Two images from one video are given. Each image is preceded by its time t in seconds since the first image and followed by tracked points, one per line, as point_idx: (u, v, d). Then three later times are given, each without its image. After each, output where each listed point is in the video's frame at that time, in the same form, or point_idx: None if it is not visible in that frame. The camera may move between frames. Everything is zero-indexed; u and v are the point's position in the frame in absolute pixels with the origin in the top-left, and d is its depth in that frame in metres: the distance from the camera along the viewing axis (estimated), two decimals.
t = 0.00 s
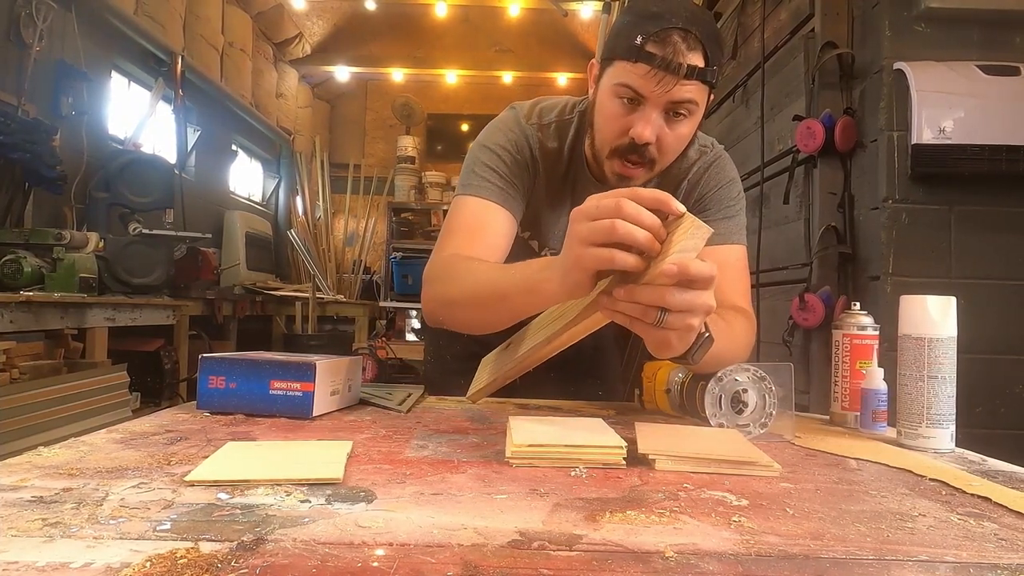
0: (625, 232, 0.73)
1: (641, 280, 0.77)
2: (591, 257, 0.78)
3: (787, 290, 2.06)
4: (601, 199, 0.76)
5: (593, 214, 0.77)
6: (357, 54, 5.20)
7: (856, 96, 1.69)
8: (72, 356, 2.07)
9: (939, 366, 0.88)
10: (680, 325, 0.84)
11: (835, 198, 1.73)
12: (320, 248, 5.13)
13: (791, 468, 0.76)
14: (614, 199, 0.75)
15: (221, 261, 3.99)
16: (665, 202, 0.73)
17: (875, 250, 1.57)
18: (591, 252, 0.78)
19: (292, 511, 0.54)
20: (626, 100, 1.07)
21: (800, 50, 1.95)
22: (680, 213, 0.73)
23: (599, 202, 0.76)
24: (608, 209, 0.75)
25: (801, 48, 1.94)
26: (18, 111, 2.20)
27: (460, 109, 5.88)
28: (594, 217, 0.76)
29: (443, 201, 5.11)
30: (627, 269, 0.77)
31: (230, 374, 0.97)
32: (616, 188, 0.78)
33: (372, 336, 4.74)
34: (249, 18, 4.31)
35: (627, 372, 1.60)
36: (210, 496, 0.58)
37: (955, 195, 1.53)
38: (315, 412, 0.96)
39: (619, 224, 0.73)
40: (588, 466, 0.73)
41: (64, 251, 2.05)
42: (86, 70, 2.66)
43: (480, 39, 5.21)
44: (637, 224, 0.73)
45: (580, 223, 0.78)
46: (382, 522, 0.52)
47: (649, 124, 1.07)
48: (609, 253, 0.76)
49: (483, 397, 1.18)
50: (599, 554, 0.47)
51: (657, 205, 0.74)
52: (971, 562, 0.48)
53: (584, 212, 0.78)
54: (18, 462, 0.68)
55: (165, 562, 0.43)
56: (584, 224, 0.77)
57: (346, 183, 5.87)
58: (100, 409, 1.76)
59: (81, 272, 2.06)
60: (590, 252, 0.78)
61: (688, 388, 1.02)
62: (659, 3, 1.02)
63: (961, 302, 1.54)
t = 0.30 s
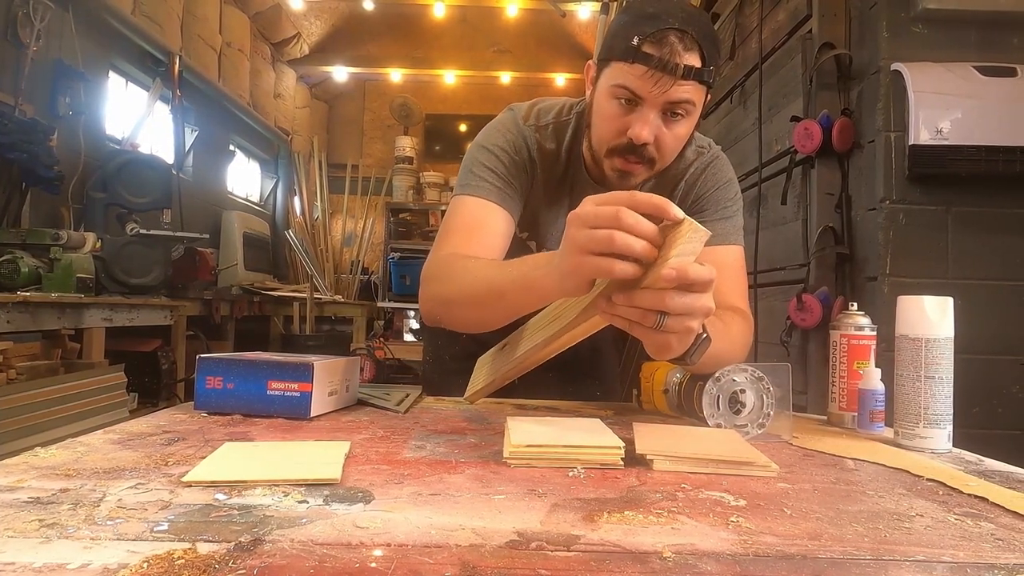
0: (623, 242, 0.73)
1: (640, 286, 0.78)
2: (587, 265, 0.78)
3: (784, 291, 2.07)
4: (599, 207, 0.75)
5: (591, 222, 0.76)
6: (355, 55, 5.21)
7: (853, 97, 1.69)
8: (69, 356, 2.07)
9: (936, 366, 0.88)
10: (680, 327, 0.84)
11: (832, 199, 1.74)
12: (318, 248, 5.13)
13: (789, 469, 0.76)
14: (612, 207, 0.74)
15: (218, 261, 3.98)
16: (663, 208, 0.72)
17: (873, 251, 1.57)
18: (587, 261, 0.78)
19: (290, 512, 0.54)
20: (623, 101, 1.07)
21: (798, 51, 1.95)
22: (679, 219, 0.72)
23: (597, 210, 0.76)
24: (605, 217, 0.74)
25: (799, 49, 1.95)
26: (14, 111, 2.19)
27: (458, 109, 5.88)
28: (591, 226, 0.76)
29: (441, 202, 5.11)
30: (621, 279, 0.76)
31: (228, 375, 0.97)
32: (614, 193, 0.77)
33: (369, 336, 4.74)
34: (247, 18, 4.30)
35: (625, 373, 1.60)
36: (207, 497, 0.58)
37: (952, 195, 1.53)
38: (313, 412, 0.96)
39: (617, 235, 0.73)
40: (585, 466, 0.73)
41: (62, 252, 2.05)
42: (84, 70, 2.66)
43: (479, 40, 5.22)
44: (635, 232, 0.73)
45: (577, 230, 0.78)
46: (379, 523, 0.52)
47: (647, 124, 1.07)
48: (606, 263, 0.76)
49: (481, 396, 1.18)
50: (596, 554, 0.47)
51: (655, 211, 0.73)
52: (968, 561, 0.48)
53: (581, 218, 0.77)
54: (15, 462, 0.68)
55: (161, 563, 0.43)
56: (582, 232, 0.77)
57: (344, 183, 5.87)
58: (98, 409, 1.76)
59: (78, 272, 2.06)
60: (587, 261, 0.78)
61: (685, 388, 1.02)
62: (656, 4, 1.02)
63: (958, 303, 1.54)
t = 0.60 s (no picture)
0: (626, 262, 0.73)
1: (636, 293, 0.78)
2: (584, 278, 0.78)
3: (782, 291, 2.07)
4: (600, 223, 0.73)
5: (591, 235, 0.75)
6: (353, 55, 5.23)
7: (852, 97, 1.69)
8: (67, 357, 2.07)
9: (934, 367, 0.88)
10: (678, 331, 0.85)
11: (830, 199, 1.74)
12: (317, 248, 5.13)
13: (788, 469, 0.77)
14: (615, 224, 0.73)
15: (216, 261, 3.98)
16: (665, 224, 0.69)
17: (871, 251, 1.58)
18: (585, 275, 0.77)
19: (288, 512, 0.54)
20: (625, 103, 1.07)
21: (796, 51, 1.96)
22: (683, 234, 0.69)
23: (599, 225, 0.74)
24: (607, 236, 0.73)
25: (798, 49, 1.95)
26: (12, 111, 2.19)
27: (457, 109, 5.89)
28: (593, 241, 0.74)
29: (440, 202, 5.11)
30: (620, 293, 0.76)
31: (226, 375, 0.97)
32: (615, 204, 0.74)
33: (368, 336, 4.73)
34: (246, 18, 4.29)
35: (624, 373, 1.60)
36: (206, 497, 0.58)
37: (950, 196, 1.54)
38: (311, 412, 0.95)
39: (620, 256, 0.73)
40: (584, 466, 0.73)
41: (59, 252, 2.04)
42: (82, 70, 2.65)
43: (477, 40, 5.22)
44: (636, 247, 0.73)
45: (576, 243, 0.76)
46: (378, 523, 0.52)
47: (648, 126, 1.07)
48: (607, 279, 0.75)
49: (480, 397, 1.19)
50: (595, 554, 0.47)
51: (658, 227, 0.70)
52: (966, 561, 0.48)
53: (581, 230, 0.75)
54: (12, 463, 0.68)
55: (160, 563, 0.43)
56: (581, 247, 0.76)
57: (342, 183, 5.87)
58: (96, 409, 1.75)
59: (76, 273, 2.05)
60: (586, 274, 0.77)
61: (684, 389, 1.02)
62: (657, 5, 1.03)
63: (956, 303, 1.55)
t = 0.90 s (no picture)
0: (625, 260, 0.74)
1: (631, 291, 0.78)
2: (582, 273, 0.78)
3: (781, 291, 2.07)
4: (602, 219, 0.73)
5: (592, 233, 0.74)
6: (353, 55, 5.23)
7: (851, 97, 1.69)
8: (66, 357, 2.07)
9: (933, 366, 0.88)
10: (670, 333, 0.85)
11: (830, 199, 1.74)
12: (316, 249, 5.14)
13: (787, 469, 0.77)
14: (616, 221, 0.72)
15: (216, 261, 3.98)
16: (666, 222, 0.69)
17: (870, 251, 1.58)
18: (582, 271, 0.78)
19: (288, 512, 0.54)
20: (621, 101, 1.07)
21: (795, 52, 1.95)
22: (684, 232, 0.68)
23: (601, 222, 0.73)
24: (608, 233, 0.73)
25: (797, 50, 1.95)
26: (12, 111, 2.19)
27: (456, 109, 5.89)
28: (594, 238, 0.74)
29: (439, 202, 5.12)
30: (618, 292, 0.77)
31: (225, 375, 0.97)
32: (618, 202, 0.74)
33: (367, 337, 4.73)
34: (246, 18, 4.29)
35: (623, 373, 1.60)
36: (205, 497, 0.58)
37: (948, 196, 1.54)
38: (311, 412, 0.96)
39: (620, 253, 0.73)
40: (583, 466, 0.73)
41: (59, 252, 2.04)
42: (81, 69, 2.65)
43: (477, 40, 5.23)
44: (636, 246, 0.73)
45: (578, 240, 0.76)
46: (378, 523, 0.52)
47: (644, 124, 1.07)
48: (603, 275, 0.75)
49: (479, 397, 1.18)
50: (595, 554, 0.47)
51: (660, 225, 0.70)
52: (965, 561, 0.48)
53: (583, 226, 0.75)
54: (11, 463, 0.68)
55: (159, 563, 0.43)
56: (583, 243, 0.75)
57: (342, 183, 5.87)
58: (96, 409, 1.76)
59: (75, 273, 2.05)
60: (585, 271, 0.77)
61: (683, 389, 1.02)
62: (654, 4, 1.03)
63: (955, 303, 1.55)
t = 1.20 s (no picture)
0: (617, 259, 0.73)
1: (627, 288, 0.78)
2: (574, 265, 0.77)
3: (781, 291, 2.07)
4: (601, 217, 0.74)
5: (591, 230, 0.75)
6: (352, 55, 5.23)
7: (850, 97, 1.69)
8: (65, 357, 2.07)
9: (932, 366, 0.89)
10: (665, 337, 0.85)
11: (830, 198, 1.74)
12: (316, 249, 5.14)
13: (787, 469, 0.77)
14: (615, 221, 0.73)
15: (216, 261, 3.98)
16: (662, 234, 0.71)
17: (870, 251, 1.58)
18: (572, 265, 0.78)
19: (287, 512, 0.54)
20: (617, 101, 1.07)
21: (795, 52, 1.95)
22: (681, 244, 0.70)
23: (600, 221, 0.74)
24: (605, 232, 0.73)
25: (797, 50, 1.95)
26: (12, 111, 2.19)
27: (456, 109, 5.89)
28: (591, 234, 0.74)
29: (439, 202, 5.12)
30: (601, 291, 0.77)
31: (225, 375, 0.97)
32: (620, 207, 0.75)
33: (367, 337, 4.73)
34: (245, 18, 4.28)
35: (623, 373, 1.60)
36: (205, 497, 0.58)
37: (948, 196, 1.54)
38: (311, 412, 0.96)
39: (613, 251, 0.73)
40: (583, 466, 0.73)
41: (58, 252, 2.04)
42: (81, 69, 2.65)
43: (477, 40, 5.23)
44: (630, 250, 0.73)
45: (576, 233, 0.76)
46: (378, 523, 0.52)
47: (641, 124, 1.07)
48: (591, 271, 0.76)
49: (480, 397, 1.18)
50: (595, 555, 0.47)
51: (655, 236, 0.71)
52: (965, 562, 0.48)
53: (583, 221, 0.75)
54: (11, 463, 0.68)
55: (159, 564, 0.43)
56: (580, 236, 0.75)
57: (342, 183, 5.87)
58: (96, 409, 1.75)
59: (75, 273, 2.05)
60: (576, 264, 0.77)
61: (683, 389, 1.02)
62: (650, 4, 1.03)
63: (955, 303, 1.55)
